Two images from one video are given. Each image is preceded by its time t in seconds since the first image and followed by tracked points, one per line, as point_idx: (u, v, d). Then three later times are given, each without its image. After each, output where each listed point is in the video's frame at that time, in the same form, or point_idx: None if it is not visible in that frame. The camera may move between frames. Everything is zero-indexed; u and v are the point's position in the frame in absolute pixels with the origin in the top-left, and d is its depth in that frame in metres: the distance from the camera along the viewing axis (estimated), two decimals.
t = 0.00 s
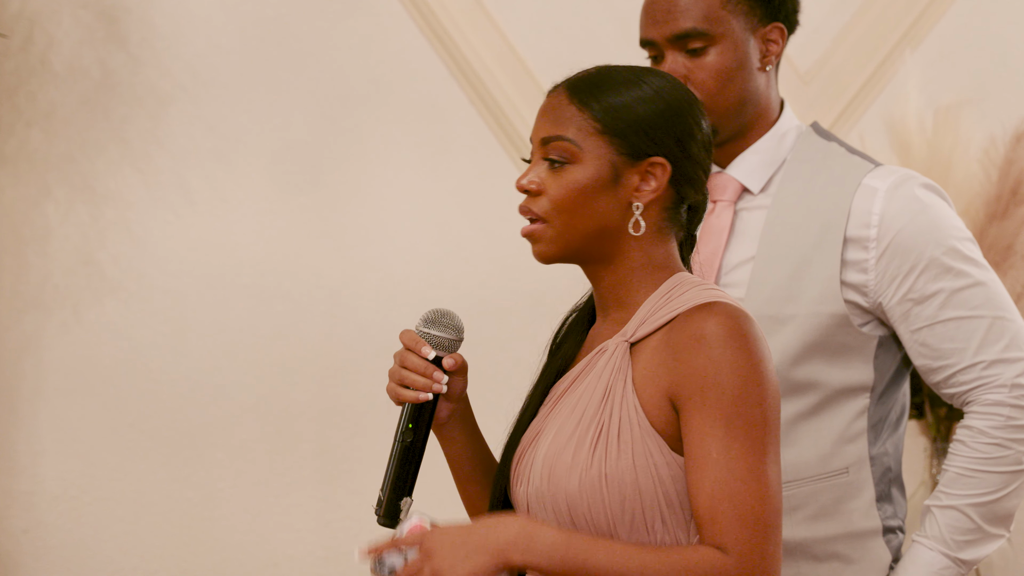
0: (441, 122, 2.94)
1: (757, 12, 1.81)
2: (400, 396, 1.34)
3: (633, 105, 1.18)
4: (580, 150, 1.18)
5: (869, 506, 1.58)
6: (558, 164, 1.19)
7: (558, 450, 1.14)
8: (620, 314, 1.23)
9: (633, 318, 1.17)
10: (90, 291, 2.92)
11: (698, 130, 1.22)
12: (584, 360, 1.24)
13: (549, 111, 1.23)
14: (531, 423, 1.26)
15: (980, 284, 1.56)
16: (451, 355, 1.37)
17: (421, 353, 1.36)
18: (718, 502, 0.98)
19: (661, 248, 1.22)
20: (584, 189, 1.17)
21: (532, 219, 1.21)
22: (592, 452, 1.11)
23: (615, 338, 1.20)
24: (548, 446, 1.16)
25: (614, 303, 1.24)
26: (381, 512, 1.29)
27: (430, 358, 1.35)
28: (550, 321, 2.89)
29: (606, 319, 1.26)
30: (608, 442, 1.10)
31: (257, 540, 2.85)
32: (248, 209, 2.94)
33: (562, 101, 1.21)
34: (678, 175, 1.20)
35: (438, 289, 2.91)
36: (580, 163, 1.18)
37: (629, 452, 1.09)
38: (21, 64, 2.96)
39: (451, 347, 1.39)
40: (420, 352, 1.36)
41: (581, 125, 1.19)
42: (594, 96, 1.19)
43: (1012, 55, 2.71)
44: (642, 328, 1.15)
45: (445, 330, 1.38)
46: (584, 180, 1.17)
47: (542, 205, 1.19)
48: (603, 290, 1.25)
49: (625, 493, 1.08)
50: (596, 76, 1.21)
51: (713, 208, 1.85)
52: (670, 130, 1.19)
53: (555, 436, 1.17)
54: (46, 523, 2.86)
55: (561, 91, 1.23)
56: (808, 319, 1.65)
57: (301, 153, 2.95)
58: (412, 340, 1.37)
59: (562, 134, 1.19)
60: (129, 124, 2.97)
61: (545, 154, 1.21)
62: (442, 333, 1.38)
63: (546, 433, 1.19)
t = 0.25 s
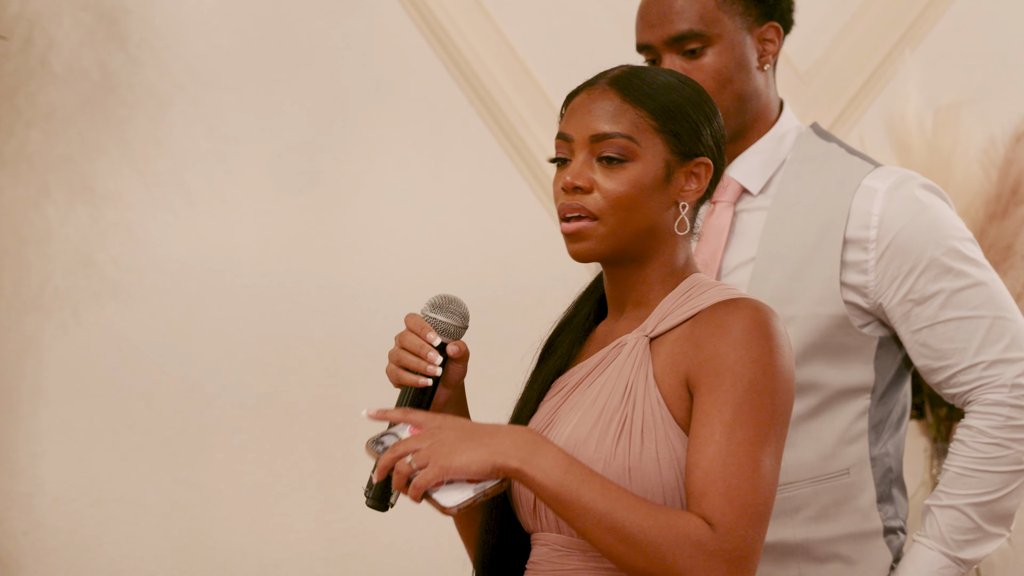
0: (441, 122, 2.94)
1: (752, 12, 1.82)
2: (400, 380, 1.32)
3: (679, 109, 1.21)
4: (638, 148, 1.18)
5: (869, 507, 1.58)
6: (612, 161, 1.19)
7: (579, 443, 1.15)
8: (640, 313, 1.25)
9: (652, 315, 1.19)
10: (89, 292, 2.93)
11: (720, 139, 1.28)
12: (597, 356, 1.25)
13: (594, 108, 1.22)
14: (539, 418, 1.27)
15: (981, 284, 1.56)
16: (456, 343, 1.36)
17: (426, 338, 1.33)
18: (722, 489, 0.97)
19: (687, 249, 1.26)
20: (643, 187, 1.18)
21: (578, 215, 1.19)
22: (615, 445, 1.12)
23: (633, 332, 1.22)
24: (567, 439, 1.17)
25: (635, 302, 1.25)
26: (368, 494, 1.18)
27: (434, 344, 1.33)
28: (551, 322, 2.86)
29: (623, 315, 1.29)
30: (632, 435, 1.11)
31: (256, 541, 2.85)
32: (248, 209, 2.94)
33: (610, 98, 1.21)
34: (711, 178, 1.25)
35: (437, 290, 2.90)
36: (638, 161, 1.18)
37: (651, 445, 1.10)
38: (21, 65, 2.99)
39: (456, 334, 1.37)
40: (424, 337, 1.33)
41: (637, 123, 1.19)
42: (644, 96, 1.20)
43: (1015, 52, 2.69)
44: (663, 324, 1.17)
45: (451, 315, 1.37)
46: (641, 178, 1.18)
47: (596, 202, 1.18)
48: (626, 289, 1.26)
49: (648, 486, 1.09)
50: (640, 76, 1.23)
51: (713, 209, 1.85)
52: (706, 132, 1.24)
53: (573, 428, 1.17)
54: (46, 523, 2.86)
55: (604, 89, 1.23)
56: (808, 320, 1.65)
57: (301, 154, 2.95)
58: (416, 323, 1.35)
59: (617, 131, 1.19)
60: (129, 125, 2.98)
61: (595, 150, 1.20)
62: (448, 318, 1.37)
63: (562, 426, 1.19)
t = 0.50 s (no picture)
0: (432, 129, 2.94)
1: (739, 17, 1.82)
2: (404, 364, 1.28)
3: (681, 115, 1.22)
4: (636, 154, 1.19)
5: (858, 512, 1.59)
6: (609, 165, 1.20)
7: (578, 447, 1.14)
8: (631, 317, 1.25)
9: (650, 318, 1.19)
10: (79, 300, 2.91)
11: (722, 149, 1.29)
12: (593, 358, 1.24)
13: (595, 111, 1.23)
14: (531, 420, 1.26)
15: (970, 290, 1.56)
16: (462, 332, 1.30)
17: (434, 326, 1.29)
18: (721, 486, 0.99)
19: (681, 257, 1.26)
20: (638, 192, 1.18)
21: (572, 218, 1.19)
22: (616, 449, 1.11)
23: (630, 336, 1.22)
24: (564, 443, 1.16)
25: (628, 307, 1.25)
26: (367, 480, 1.19)
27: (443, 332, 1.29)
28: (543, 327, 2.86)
29: (614, 319, 1.28)
30: (634, 440, 1.11)
31: (247, 550, 2.83)
32: (239, 216, 2.94)
33: (612, 103, 1.23)
34: (709, 188, 1.26)
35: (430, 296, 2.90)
36: (635, 167, 1.19)
37: (653, 449, 1.10)
38: (12, 72, 2.96)
39: (465, 321, 1.34)
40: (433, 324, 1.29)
41: (636, 128, 1.20)
42: (646, 102, 1.22)
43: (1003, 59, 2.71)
44: (661, 327, 1.18)
45: (461, 303, 1.34)
46: (637, 183, 1.18)
47: (590, 205, 1.18)
48: (618, 293, 1.26)
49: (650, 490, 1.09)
50: (643, 82, 1.24)
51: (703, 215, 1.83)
52: (707, 142, 1.25)
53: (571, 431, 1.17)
54: (34, 534, 2.83)
55: (606, 93, 1.24)
56: (798, 325, 1.66)
57: (292, 160, 2.95)
58: (425, 308, 1.30)
59: (616, 136, 1.20)
60: (119, 132, 2.97)
61: (593, 153, 1.21)
62: (458, 306, 1.33)
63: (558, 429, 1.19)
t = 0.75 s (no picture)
0: (428, 129, 2.94)
1: (731, 16, 1.83)
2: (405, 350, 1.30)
3: (671, 118, 1.24)
4: (623, 152, 1.21)
5: (853, 510, 1.59)
6: (596, 161, 1.21)
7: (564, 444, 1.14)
8: (618, 317, 1.25)
9: (640, 318, 1.20)
10: (75, 301, 2.92)
11: (714, 155, 1.30)
12: (582, 358, 1.24)
13: (587, 109, 1.25)
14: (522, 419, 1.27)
15: (964, 288, 1.57)
16: (461, 327, 1.32)
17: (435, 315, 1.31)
18: (722, 501, 0.99)
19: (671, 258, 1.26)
20: (622, 190, 1.19)
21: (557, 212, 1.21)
22: (601, 447, 1.12)
23: (619, 335, 1.22)
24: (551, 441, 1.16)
25: (615, 306, 1.25)
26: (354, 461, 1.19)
27: (443, 323, 1.31)
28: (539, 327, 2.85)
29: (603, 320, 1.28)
30: (619, 438, 1.11)
31: (244, 551, 2.82)
32: (234, 217, 2.94)
33: (602, 101, 1.25)
34: (697, 191, 1.27)
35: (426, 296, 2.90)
36: (621, 164, 1.21)
37: (638, 448, 1.10)
38: (7, 75, 3.00)
39: (470, 318, 1.34)
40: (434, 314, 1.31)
41: (624, 127, 1.22)
42: (636, 102, 1.23)
43: (999, 57, 2.71)
44: (650, 327, 1.18)
45: (467, 298, 1.33)
46: (622, 181, 1.20)
47: (574, 199, 1.19)
48: (605, 293, 1.26)
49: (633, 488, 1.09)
50: (636, 83, 1.26)
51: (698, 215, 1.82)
52: (697, 145, 1.26)
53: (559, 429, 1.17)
54: (31, 535, 2.83)
55: (598, 93, 1.26)
56: (793, 324, 1.66)
57: (288, 160, 2.95)
58: (431, 299, 1.33)
59: (605, 133, 1.22)
60: (114, 133, 2.98)
61: (581, 149, 1.22)
62: (463, 301, 1.33)
63: (547, 427, 1.20)
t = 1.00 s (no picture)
0: (426, 130, 2.94)
1: (726, 17, 1.83)
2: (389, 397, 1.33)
3: (632, 115, 1.25)
4: (580, 152, 1.23)
5: (851, 510, 1.59)
6: (556, 164, 1.24)
7: (551, 445, 1.15)
8: (603, 317, 1.26)
9: (624, 319, 1.21)
10: (74, 302, 2.92)
11: (688, 150, 1.30)
12: (572, 359, 1.26)
13: (549, 113, 1.28)
14: (513, 420, 1.27)
15: (961, 288, 1.57)
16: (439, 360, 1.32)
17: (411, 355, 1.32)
18: (760, 523, 1.01)
19: (651, 255, 1.26)
20: (582, 190, 1.21)
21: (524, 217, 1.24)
22: (587, 448, 1.12)
23: (605, 337, 1.23)
24: (539, 441, 1.17)
25: (598, 307, 1.27)
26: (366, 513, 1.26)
27: (418, 361, 1.32)
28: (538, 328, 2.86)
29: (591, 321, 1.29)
30: (604, 438, 1.12)
31: (243, 551, 2.83)
32: (233, 218, 2.94)
33: (562, 105, 1.27)
34: (668, 187, 1.26)
35: (425, 297, 2.90)
36: (579, 165, 1.23)
37: (625, 447, 1.11)
38: (5, 75, 2.99)
39: (445, 349, 1.34)
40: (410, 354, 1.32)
41: (583, 128, 1.24)
42: (596, 102, 1.25)
43: (996, 58, 2.72)
44: (635, 328, 1.19)
45: (439, 332, 1.34)
46: (581, 181, 1.22)
47: (536, 205, 1.23)
48: (586, 294, 1.28)
49: (620, 487, 1.10)
50: (598, 84, 1.27)
51: (692, 217, 1.84)
52: (667, 141, 1.26)
53: (547, 431, 1.18)
54: (30, 536, 2.83)
55: (560, 96, 1.29)
56: (790, 325, 1.66)
57: (286, 161, 2.95)
58: (404, 341, 1.33)
59: (564, 136, 1.24)
60: (113, 134, 2.98)
61: (542, 153, 1.25)
62: (435, 336, 1.34)
63: (536, 428, 1.20)
